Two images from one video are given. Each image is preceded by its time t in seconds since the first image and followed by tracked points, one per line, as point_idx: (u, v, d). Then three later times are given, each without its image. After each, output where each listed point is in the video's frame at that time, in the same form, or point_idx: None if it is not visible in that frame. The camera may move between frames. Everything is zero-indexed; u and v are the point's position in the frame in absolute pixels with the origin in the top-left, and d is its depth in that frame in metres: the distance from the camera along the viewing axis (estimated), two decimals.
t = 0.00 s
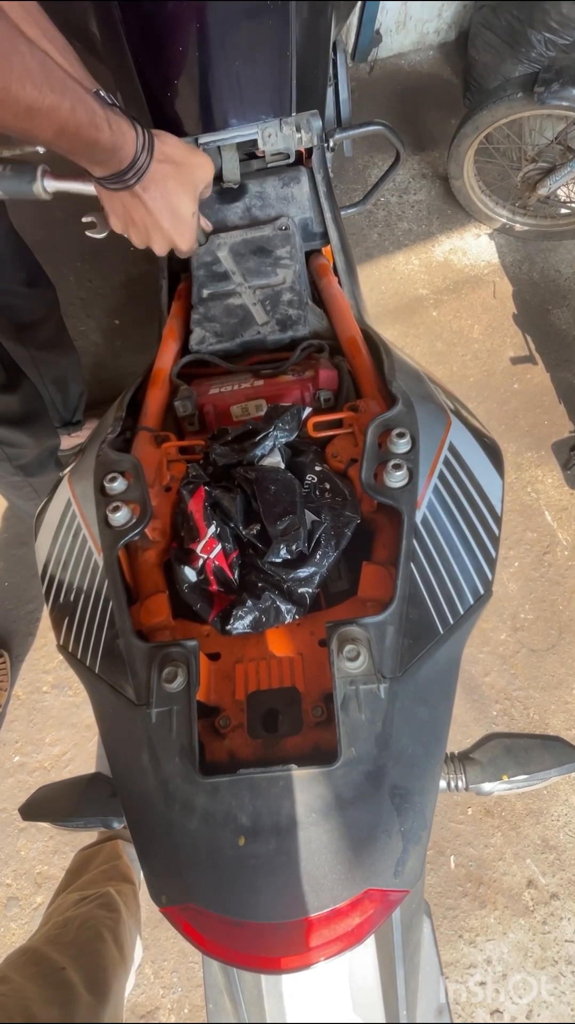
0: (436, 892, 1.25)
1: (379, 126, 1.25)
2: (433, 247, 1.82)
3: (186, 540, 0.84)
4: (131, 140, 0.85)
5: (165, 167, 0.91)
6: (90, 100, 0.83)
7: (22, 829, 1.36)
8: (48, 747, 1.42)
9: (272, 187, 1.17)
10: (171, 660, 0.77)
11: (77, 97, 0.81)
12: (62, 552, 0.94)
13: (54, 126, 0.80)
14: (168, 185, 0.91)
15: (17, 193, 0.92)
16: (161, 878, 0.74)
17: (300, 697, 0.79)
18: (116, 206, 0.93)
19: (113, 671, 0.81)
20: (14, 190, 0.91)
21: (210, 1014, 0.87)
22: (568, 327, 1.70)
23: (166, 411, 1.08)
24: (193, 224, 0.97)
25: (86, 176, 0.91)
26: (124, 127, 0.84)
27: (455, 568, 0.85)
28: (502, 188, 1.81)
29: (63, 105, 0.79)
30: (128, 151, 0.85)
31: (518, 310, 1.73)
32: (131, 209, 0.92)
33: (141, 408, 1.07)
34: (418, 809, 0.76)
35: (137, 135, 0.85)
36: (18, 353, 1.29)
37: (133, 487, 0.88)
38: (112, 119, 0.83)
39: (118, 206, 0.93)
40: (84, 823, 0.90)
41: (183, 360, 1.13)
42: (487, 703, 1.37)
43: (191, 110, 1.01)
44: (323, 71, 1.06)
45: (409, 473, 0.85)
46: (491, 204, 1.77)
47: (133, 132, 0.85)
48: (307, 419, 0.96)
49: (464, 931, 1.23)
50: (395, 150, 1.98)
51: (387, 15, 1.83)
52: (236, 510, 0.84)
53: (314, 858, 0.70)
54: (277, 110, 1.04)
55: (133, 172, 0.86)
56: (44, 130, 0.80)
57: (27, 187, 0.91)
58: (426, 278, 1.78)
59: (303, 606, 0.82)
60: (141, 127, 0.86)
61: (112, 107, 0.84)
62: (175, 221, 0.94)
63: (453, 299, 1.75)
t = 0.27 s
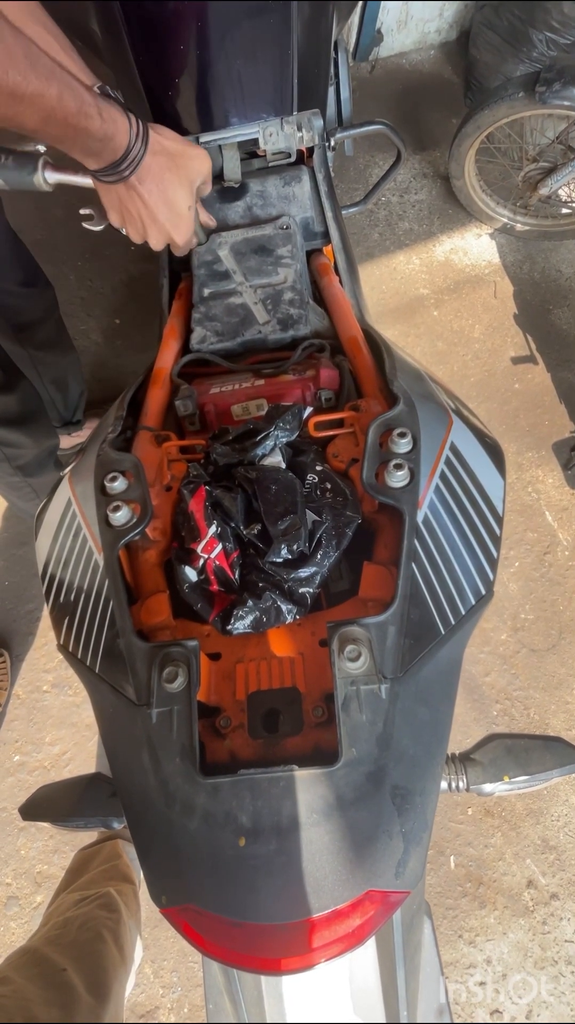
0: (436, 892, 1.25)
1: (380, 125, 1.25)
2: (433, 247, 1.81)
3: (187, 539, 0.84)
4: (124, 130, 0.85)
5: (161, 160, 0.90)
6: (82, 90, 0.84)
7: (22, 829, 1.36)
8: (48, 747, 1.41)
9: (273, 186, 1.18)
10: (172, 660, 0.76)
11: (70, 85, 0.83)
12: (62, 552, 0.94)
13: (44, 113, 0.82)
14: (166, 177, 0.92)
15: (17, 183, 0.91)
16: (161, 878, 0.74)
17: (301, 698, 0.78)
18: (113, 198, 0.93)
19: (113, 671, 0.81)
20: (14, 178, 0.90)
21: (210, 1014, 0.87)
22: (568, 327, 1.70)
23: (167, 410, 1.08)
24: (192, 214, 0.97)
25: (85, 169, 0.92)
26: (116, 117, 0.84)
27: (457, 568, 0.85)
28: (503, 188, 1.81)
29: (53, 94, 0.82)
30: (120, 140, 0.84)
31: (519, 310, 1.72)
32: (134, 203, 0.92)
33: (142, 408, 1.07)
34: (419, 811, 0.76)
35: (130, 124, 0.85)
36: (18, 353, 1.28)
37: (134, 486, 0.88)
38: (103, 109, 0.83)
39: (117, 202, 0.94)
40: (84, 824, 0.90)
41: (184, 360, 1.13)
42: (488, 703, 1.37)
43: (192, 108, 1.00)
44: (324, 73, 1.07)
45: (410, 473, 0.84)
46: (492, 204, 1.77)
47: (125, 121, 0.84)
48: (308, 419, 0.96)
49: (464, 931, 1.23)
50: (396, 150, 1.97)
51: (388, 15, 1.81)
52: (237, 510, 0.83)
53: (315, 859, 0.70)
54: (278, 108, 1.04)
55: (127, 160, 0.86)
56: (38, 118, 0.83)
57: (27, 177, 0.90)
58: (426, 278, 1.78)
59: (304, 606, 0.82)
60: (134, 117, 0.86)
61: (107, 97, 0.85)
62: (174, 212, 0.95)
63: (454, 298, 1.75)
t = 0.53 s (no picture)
0: (435, 893, 1.25)
1: (380, 127, 1.25)
2: (433, 247, 1.81)
3: (186, 543, 0.84)
4: (94, 120, 0.78)
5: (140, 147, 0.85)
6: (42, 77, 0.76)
7: (22, 829, 1.36)
8: (48, 747, 1.41)
9: (273, 187, 1.17)
10: (171, 664, 0.76)
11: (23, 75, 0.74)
12: (62, 554, 0.94)
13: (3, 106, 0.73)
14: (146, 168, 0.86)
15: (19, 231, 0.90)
16: (160, 883, 0.74)
17: (300, 702, 0.78)
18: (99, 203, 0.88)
19: (112, 675, 0.81)
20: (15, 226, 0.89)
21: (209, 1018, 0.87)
22: (569, 328, 1.70)
23: (166, 412, 1.08)
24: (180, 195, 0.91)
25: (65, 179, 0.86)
26: (84, 108, 0.78)
27: (456, 572, 0.85)
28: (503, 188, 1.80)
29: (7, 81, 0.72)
30: (93, 133, 0.78)
31: (519, 311, 1.72)
32: (117, 203, 0.88)
33: (141, 410, 1.07)
34: (418, 816, 0.76)
35: (98, 114, 0.79)
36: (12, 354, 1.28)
37: (133, 490, 0.87)
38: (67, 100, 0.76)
39: (103, 204, 0.88)
40: (84, 826, 0.90)
41: (184, 362, 1.13)
42: (487, 704, 1.37)
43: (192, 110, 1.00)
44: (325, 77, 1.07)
45: (410, 476, 0.84)
46: (492, 204, 1.77)
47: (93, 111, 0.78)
48: (308, 422, 0.96)
49: (463, 931, 1.23)
50: (396, 150, 1.97)
51: (389, 15, 1.81)
52: (236, 514, 0.84)
53: (314, 864, 0.70)
54: (278, 109, 1.04)
55: (105, 153, 0.80)
56: None
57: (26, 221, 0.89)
58: (427, 278, 1.78)
59: (304, 609, 0.82)
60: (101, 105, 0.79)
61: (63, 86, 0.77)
62: (161, 203, 0.90)
63: (454, 299, 1.75)
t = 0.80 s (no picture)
0: (435, 894, 1.25)
1: (380, 128, 1.25)
2: (433, 248, 1.81)
3: (187, 545, 0.84)
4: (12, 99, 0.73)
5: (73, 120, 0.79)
6: None
7: (22, 830, 1.36)
8: (48, 748, 1.41)
9: (273, 189, 1.17)
10: (171, 668, 0.76)
11: None
12: (62, 556, 0.94)
13: None
14: (84, 138, 0.80)
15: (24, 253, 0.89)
16: (160, 886, 0.74)
17: (301, 705, 0.78)
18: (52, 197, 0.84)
19: (113, 678, 0.81)
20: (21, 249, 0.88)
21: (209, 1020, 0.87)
22: (568, 329, 1.70)
23: (167, 414, 1.08)
24: (125, 156, 0.83)
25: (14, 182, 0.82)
26: None
27: (457, 575, 0.85)
28: (503, 189, 1.80)
29: None
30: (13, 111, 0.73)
31: (519, 311, 1.72)
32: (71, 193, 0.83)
33: (142, 412, 1.07)
34: (419, 820, 0.75)
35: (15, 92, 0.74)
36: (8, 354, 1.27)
37: (133, 492, 0.87)
38: None
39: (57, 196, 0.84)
40: (84, 828, 0.90)
41: (184, 363, 1.13)
42: (487, 704, 1.37)
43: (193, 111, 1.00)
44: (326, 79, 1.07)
45: (410, 479, 0.84)
46: (492, 205, 1.77)
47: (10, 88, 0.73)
48: (308, 424, 0.96)
49: (463, 932, 1.23)
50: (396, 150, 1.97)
51: (388, 15, 1.81)
52: (237, 516, 0.83)
53: (315, 867, 0.70)
54: (278, 112, 1.04)
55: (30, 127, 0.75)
56: None
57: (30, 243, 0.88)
58: (427, 278, 1.78)
59: (305, 612, 0.82)
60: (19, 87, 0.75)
61: None
62: (102, 172, 0.82)
63: (454, 299, 1.75)
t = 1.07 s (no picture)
0: (437, 894, 1.25)
1: (381, 130, 1.25)
2: (433, 248, 1.81)
3: (191, 547, 0.84)
4: (35, 56, 0.71)
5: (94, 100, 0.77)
6: None
7: (23, 831, 1.36)
8: (49, 749, 1.41)
9: (275, 190, 1.18)
10: (177, 669, 0.76)
11: None
12: (66, 558, 0.94)
13: None
14: (104, 114, 0.77)
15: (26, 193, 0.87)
16: (166, 886, 0.74)
17: (306, 706, 0.78)
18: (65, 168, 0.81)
19: (118, 679, 0.81)
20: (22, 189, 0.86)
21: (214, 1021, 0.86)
22: (568, 329, 1.70)
23: (169, 416, 1.08)
24: (146, 139, 0.81)
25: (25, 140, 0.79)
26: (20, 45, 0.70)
27: (461, 576, 0.85)
28: (503, 189, 1.81)
29: None
30: (34, 70, 0.71)
31: (519, 312, 1.73)
32: (80, 159, 0.80)
33: (144, 413, 1.07)
34: (425, 820, 0.76)
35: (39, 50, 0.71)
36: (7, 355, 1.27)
37: (137, 494, 0.87)
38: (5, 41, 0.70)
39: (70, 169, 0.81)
40: (88, 829, 0.90)
41: (187, 365, 1.13)
42: (488, 705, 1.37)
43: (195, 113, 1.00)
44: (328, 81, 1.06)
45: (414, 481, 0.84)
46: (492, 205, 1.77)
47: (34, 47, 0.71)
48: (312, 425, 0.96)
49: (465, 932, 1.23)
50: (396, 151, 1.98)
51: (388, 16, 1.81)
52: (241, 518, 0.84)
53: (321, 868, 0.70)
54: (280, 115, 1.04)
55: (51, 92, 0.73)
56: None
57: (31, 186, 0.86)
58: (427, 279, 1.78)
59: (309, 613, 0.82)
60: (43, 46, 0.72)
61: None
62: (119, 145, 0.79)
63: (454, 300, 1.75)
